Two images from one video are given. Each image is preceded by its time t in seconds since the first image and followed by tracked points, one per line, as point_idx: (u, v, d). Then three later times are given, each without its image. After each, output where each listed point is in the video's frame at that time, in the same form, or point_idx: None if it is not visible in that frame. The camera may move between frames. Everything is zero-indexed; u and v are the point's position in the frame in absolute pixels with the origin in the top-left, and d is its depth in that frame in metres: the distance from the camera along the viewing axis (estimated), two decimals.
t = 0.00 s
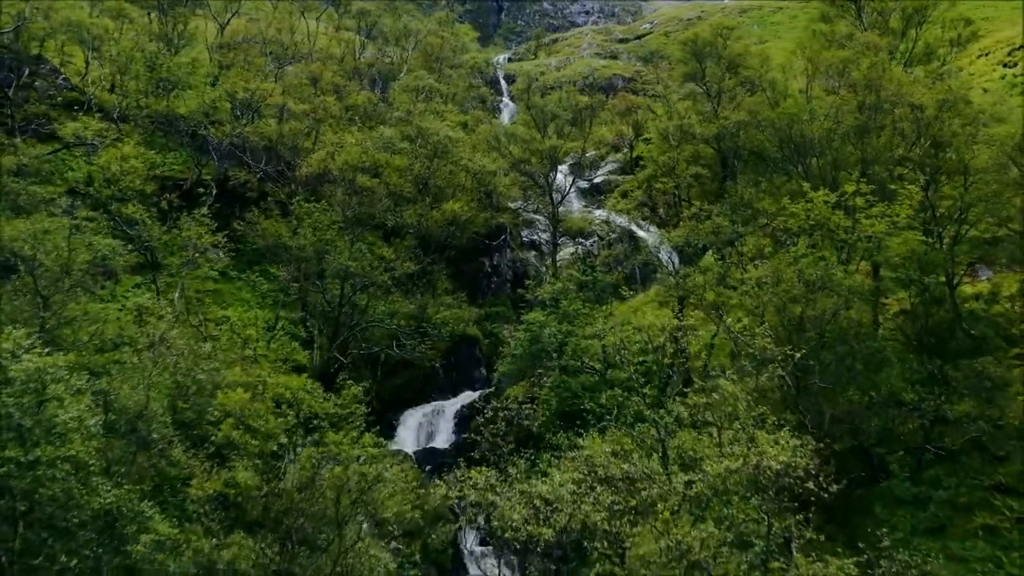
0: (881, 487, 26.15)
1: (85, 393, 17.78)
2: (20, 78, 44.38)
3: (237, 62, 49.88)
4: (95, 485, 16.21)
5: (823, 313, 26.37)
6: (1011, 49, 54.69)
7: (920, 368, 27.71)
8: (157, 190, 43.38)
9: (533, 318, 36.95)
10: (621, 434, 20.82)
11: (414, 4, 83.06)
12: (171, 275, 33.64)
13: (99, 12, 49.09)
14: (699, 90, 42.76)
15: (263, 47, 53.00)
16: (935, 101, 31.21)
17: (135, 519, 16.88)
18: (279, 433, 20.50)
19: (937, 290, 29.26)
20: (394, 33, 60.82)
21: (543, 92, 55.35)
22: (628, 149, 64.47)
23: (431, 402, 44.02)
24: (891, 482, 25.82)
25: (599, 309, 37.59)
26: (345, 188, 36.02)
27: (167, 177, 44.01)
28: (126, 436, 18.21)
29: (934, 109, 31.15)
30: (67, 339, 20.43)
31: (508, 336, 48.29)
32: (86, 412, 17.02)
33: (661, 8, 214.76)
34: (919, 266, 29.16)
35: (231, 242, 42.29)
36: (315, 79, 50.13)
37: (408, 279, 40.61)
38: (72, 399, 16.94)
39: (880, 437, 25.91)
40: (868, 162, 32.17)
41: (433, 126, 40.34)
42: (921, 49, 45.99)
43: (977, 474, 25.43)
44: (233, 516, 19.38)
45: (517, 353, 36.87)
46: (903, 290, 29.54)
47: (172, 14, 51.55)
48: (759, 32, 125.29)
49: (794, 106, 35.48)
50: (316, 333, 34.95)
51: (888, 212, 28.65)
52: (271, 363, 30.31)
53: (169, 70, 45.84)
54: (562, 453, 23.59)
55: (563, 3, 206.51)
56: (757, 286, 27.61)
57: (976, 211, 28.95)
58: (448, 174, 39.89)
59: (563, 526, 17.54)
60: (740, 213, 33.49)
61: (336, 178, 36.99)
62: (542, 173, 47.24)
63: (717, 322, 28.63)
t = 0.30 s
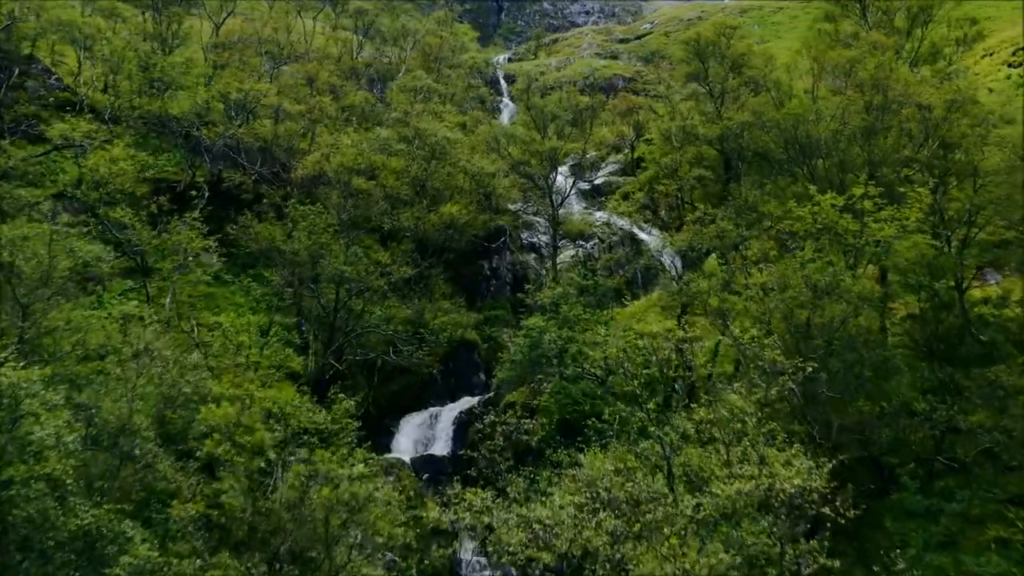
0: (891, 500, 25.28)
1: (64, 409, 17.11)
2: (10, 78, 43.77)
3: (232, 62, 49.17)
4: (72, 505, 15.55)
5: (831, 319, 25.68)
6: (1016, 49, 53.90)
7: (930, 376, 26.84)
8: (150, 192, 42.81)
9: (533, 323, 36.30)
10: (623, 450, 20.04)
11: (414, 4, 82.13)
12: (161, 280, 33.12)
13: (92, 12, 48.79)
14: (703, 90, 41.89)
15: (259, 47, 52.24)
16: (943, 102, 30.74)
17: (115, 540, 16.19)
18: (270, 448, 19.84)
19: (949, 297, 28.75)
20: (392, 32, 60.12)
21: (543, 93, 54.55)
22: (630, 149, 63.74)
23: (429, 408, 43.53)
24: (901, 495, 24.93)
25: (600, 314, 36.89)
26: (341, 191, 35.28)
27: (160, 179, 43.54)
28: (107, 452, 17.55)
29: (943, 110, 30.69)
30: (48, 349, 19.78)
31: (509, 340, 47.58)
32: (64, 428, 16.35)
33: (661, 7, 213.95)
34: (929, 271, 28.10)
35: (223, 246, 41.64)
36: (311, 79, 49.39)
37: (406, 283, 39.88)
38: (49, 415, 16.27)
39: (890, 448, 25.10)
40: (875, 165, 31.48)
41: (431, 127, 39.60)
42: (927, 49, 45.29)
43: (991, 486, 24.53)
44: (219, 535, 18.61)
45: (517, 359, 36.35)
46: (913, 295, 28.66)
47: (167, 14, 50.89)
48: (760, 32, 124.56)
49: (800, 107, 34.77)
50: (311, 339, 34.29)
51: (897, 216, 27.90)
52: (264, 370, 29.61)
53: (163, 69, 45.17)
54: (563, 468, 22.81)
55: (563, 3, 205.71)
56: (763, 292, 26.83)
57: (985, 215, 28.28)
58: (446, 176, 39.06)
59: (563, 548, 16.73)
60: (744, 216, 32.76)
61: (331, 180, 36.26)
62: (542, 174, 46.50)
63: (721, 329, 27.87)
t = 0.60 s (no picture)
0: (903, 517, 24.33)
1: (37, 429, 16.35)
2: None
3: (226, 62, 48.24)
4: (43, 533, 14.75)
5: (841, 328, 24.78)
6: None
7: (943, 385, 25.81)
8: (141, 195, 42.05)
9: (533, 330, 35.54)
10: (627, 471, 19.13)
11: (413, 4, 81.34)
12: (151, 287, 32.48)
13: (83, 11, 48.36)
14: (707, 90, 40.92)
15: (254, 47, 51.38)
16: (954, 103, 30.05)
17: (91, 567, 15.36)
18: (254, 466, 19.00)
19: (962, 303, 27.41)
20: (390, 32, 59.18)
21: (543, 93, 53.63)
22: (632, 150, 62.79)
23: (427, 415, 42.79)
24: (915, 511, 23.92)
25: (602, 321, 36.03)
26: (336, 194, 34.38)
27: (153, 182, 42.86)
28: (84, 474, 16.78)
29: (953, 111, 29.98)
30: (24, 364, 18.93)
31: (509, 345, 46.96)
32: (36, 451, 15.56)
33: (662, 7, 212.96)
34: (938, 275, 26.68)
35: (215, 251, 40.82)
36: (307, 80, 48.45)
37: (404, 289, 39.03)
38: (20, 436, 15.51)
39: (903, 463, 24.09)
40: (885, 168, 30.57)
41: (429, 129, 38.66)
42: (934, 49, 44.37)
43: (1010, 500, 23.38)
44: (201, 560, 17.69)
45: (517, 367, 35.77)
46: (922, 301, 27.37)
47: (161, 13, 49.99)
48: (761, 32, 123.60)
49: (806, 109, 33.86)
50: (305, 346, 33.52)
51: (909, 220, 26.97)
52: (254, 380, 28.73)
53: (156, 70, 44.30)
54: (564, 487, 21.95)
55: (563, 3, 204.69)
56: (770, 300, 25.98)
57: (999, 218, 27.26)
58: (444, 178, 38.11)
59: None
60: (750, 221, 31.88)
61: (326, 184, 35.36)
62: (541, 177, 45.57)
63: (726, 338, 27.00)
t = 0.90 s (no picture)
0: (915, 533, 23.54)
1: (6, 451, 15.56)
2: None
3: (220, 62, 47.41)
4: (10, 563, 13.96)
5: (851, 337, 23.98)
6: None
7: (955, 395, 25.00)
8: (134, 199, 41.35)
9: (533, 336, 34.79)
10: (627, 491, 18.34)
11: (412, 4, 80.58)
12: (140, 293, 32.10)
13: (75, 11, 47.60)
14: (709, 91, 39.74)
15: (249, 47, 50.63)
16: (965, 104, 29.24)
17: None
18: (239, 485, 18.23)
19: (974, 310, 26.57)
20: (387, 32, 58.32)
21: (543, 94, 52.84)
22: (633, 151, 61.97)
23: (424, 421, 42.06)
24: (927, 527, 23.11)
25: (603, 327, 35.24)
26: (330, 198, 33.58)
27: (146, 184, 42.07)
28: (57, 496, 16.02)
29: (964, 112, 29.17)
30: None
31: (508, 350, 46.14)
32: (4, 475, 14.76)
33: (662, 7, 212.00)
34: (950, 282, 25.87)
35: (207, 255, 40.06)
36: (303, 80, 47.60)
37: (401, 294, 38.29)
38: None
39: (915, 477, 23.32)
40: (894, 170, 29.74)
41: (426, 131, 37.84)
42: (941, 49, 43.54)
43: None
44: None
45: (516, 374, 34.98)
46: (933, 308, 26.54)
47: (154, 12, 49.18)
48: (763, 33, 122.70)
49: (813, 110, 33.03)
50: (299, 354, 32.81)
51: (920, 225, 26.17)
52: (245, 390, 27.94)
53: (149, 70, 43.53)
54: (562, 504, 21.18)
55: (563, 3, 203.79)
56: (776, 308, 25.20)
57: (1013, 223, 26.43)
58: (441, 181, 37.33)
59: None
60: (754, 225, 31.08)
61: (320, 187, 34.55)
62: (541, 179, 44.77)
63: (731, 347, 26.24)
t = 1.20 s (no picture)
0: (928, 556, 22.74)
1: None
2: None
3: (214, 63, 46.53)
4: None
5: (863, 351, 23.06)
6: None
7: (970, 410, 24.02)
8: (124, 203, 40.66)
9: (532, 345, 33.92)
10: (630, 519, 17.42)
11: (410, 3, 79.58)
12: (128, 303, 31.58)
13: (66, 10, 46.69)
14: (711, 93, 38.34)
15: (243, 48, 49.69)
16: (978, 106, 28.19)
17: None
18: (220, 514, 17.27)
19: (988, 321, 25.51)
20: (385, 31, 57.40)
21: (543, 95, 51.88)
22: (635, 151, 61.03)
23: (422, 430, 41.23)
24: (942, 549, 22.18)
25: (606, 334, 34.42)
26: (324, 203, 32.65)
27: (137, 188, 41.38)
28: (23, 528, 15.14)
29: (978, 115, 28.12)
30: None
31: (507, 357, 45.25)
32: None
33: (663, 7, 210.87)
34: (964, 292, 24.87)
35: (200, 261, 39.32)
36: (297, 82, 46.67)
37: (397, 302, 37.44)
38: None
39: (930, 497, 22.43)
40: (905, 176, 28.76)
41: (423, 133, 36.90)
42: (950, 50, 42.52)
43: None
44: None
45: (514, 384, 34.06)
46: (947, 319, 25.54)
47: (147, 12, 48.31)
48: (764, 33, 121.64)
49: (821, 112, 32.11)
50: (293, 363, 32.06)
51: (934, 233, 25.22)
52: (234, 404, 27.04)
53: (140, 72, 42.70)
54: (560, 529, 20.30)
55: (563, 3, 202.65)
56: (784, 320, 24.29)
57: None
58: (438, 186, 36.38)
59: None
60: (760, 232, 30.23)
61: (314, 192, 33.63)
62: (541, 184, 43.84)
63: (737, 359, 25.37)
